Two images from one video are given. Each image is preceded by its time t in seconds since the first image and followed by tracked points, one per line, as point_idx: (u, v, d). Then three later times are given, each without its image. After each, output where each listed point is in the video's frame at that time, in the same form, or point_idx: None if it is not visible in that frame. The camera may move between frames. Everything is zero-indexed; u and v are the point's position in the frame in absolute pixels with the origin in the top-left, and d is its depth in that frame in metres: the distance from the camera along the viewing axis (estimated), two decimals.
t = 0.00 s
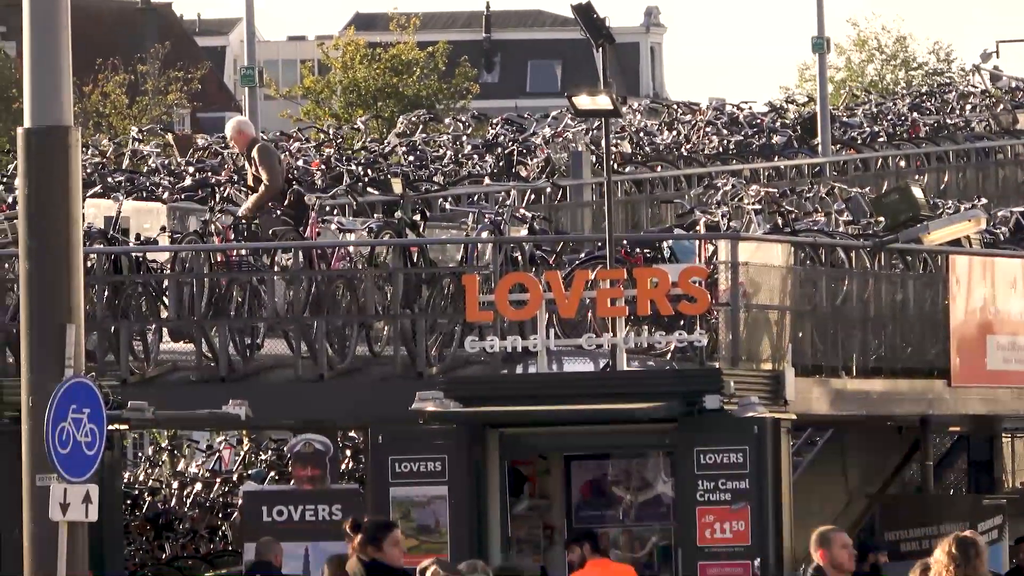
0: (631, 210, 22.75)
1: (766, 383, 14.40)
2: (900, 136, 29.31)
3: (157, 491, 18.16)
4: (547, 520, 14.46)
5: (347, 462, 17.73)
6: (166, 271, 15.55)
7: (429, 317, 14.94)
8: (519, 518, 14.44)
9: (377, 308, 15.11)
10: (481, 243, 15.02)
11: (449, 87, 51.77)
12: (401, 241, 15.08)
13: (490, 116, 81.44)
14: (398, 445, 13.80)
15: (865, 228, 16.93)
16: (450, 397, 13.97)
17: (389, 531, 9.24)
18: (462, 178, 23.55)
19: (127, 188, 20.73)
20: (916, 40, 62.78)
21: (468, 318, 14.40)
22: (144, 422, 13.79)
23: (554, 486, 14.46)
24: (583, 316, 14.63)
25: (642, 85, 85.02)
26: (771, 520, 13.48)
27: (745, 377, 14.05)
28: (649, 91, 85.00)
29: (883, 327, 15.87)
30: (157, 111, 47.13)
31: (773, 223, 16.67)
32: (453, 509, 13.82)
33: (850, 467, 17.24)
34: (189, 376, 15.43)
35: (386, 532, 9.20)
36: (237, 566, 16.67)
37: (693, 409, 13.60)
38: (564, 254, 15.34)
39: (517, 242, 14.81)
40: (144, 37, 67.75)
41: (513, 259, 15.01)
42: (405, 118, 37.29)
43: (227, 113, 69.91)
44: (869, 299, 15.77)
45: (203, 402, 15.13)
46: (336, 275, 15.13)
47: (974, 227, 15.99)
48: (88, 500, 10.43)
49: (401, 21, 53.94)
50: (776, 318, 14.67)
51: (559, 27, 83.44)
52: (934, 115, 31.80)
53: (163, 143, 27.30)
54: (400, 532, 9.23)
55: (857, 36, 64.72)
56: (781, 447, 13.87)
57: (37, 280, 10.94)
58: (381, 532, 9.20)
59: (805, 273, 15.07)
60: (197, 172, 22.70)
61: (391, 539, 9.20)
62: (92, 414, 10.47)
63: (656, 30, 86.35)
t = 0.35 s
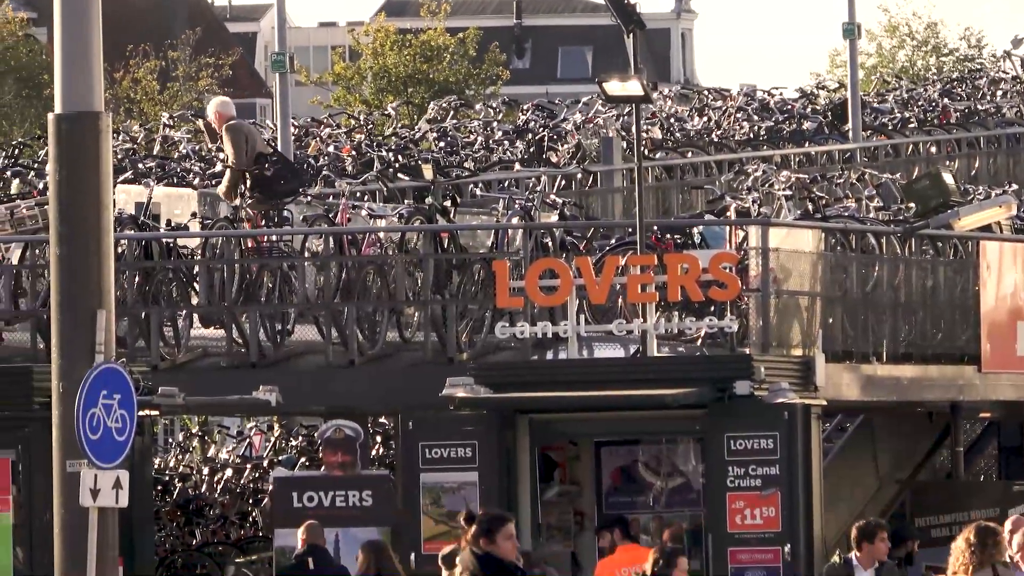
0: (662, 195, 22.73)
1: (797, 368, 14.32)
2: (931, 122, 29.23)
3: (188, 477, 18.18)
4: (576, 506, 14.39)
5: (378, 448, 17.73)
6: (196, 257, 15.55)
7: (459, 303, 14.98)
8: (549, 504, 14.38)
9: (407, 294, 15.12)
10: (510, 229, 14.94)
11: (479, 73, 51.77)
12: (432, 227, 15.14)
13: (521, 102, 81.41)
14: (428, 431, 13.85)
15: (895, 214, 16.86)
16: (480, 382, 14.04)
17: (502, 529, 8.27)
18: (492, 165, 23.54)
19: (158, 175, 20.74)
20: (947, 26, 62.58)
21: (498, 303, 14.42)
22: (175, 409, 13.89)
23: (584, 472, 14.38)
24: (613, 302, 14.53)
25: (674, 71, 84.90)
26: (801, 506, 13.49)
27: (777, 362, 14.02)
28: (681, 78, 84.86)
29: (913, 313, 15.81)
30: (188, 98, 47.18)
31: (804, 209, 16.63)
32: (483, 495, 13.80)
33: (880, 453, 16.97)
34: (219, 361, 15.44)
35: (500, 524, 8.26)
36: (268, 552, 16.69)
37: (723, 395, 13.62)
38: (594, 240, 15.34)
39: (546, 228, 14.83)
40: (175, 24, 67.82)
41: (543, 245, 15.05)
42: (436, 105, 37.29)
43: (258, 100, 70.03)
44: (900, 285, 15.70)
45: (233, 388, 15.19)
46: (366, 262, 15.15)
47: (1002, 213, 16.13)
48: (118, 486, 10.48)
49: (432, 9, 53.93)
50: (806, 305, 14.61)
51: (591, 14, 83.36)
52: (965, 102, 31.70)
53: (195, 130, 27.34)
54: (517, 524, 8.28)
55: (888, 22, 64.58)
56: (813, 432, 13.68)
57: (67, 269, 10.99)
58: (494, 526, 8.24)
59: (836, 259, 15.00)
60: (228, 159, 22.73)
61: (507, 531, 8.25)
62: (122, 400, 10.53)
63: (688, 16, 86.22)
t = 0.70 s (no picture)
0: (689, 174, 22.72)
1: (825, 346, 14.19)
2: (959, 102, 29.16)
3: (216, 456, 18.20)
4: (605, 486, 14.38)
5: (405, 427, 17.71)
6: (224, 237, 15.57)
7: (486, 283, 14.95)
8: (575, 485, 14.38)
9: (434, 273, 15.14)
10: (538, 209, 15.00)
11: (505, 52, 51.75)
12: (459, 207, 15.10)
13: (548, 82, 81.35)
14: (453, 410, 13.88)
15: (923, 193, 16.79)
16: (508, 361, 13.96)
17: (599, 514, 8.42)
18: (519, 144, 23.54)
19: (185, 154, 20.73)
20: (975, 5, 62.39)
21: (524, 283, 14.37)
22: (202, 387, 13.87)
23: (612, 452, 14.34)
24: (641, 282, 14.63)
25: (701, 50, 84.77)
26: (828, 484, 13.51)
27: (804, 341, 13.88)
28: (707, 57, 84.72)
29: (941, 293, 15.77)
30: (216, 78, 47.21)
31: (831, 188, 16.60)
32: (511, 474, 13.84)
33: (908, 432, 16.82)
34: (247, 341, 15.46)
35: (614, 498, 8.32)
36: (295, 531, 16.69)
37: (751, 374, 13.56)
38: (621, 219, 15.33)
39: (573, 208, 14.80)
40: (202, 2, 67.83)
41: (570, 224, 15.05)
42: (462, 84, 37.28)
43: (286, 80, 70.12)
44: (928, 264, 15.62)
45: (259, 366, 15.05)
46: (393, 241, 15.12)
47: None
48: (145, 465, 10.56)
49: None
50: (833, 284, 14.59)
51: None
52: (993, 81, 31.61)
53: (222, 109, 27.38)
54: (629, 499, 8.35)
55: (915, 1, 64.42)
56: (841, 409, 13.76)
57: (92, 248, 11.04)
58: (608, 500, 8.31)
59: (864, 238, 14.93)
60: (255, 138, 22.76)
61: (617, 506, 8.32)
62: (150, 378, 10.57)
63: None
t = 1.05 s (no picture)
0: (701, 142, 22.69)
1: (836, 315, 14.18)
2: (972, 71, 29.09)
3: (228, 425, 18.20)
4: (616, 453, 14.43)
5: (418, 396, 17.70)
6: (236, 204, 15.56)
7: (498, 251, 14.94)
8: (587, 452, 14.46)
9: (447, 242, 15.09)
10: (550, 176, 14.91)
11: (516, 21, 51.65)
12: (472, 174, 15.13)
13: (560, 51, 81.21)
14: (465, 377, 13.92)
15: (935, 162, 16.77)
16: (519, 329, 13.92)
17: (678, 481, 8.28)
18: (531, 112, 23.50)
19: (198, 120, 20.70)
20: None
21: (536, 251, 14.33)
22: (214, 355, 13.85)
23: (625, 420, 14.39)
24: (653, 251, 14.54)
25: (713, 19, 84.60)
26: (840, 453, 13.48)
27: (816, 310, 13.90)
28: (720, 26, 84.54)
29: (954, 261, 15.73)
30: (228, 47, 47.15)
31: (844, 156, 16.56)
32: (522, 442, 13.81)
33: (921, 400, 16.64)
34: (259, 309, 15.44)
35: (699, 464, 8.18)
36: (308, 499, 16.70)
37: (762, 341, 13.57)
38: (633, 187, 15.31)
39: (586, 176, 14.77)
40: None
41: (582, 192, 15.02)
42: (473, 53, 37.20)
43: (298, 48, 70.07)
44: (940, 233, 15.60)
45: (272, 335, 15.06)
46: (405, 210, 15.11)
47: None
48: (157, 433, 10.65)
49: None
50: (845, 252, 14.58)
51: None
52: (1006, 49, 31.53)
53: (234, 78, 27.34)
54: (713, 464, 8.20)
55: None
56: (853, 376, 13.71)
57: (105, 216, 11.05)
58: (694, 467, 8.19)
59: (876, 206, 14.91)
60: (267, 106, 22.74)
61: (703, 472, 8.19)
62: (162, 346, 10.70)
63: None
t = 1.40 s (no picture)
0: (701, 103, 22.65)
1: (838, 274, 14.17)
2: (975, 30, 29.01)
3: (230, 385, 18.12)
4: (617, 413, 14.49)
5: (420, 354, 17.71)
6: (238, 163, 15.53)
7: (500, 210, 14.90)
8: (589, 412, 14.53)
9: (449, 201, 15.07)
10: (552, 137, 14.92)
11: None
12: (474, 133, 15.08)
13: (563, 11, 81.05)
14: (469, 336, 13.87)
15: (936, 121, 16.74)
16: (522, 290, 13.88)
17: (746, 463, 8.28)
18: (533, 72, 23.44)
19: (200, 79, 20.63)
20: None
21: (539, 211, 14.28)
22: (216, 314, 13.81)
23: (627, 379, 14.46)
24: (654, 210, 14.65)
25: None
26: (842, 412, 13.45)
27: (817, 269, 13.88)
28: None
29: (955, 221, 15.71)
30: (229, 7, 47.02)
31: (847, 115, 16.51)
32: (524, 402, 13.82)
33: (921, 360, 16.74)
34: (260, 269, 15.37)
35: (793, 431, 8.09)
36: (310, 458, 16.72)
37: (764, 301, 13.59)
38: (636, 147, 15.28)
39: (588, 135, 14.71)
40: None
41: (585, 151, 15.00)
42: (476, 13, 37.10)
43: (301, 8, 69.92)
44: (942, 192, 15.57)
45: (273, 294, 14.99)
46: (408, 169, 15.05)
47: None
48: (158, 392, 10.66)
49: None
50: (848, 212, 14.56)
51: None
52: (1009, 8, 31.44)
53: (235, 38, 27.24)
54: (808, 431, 8.11)
55: None
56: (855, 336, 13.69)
57: (109, 178, 11.08)
58: (787, 433, 8.08)
59: (878, 165, 14.89)
60: (269, 66, 22.67)
61: (797, 439, 8.09)
62: (164, 304, 10.67)
63: None
